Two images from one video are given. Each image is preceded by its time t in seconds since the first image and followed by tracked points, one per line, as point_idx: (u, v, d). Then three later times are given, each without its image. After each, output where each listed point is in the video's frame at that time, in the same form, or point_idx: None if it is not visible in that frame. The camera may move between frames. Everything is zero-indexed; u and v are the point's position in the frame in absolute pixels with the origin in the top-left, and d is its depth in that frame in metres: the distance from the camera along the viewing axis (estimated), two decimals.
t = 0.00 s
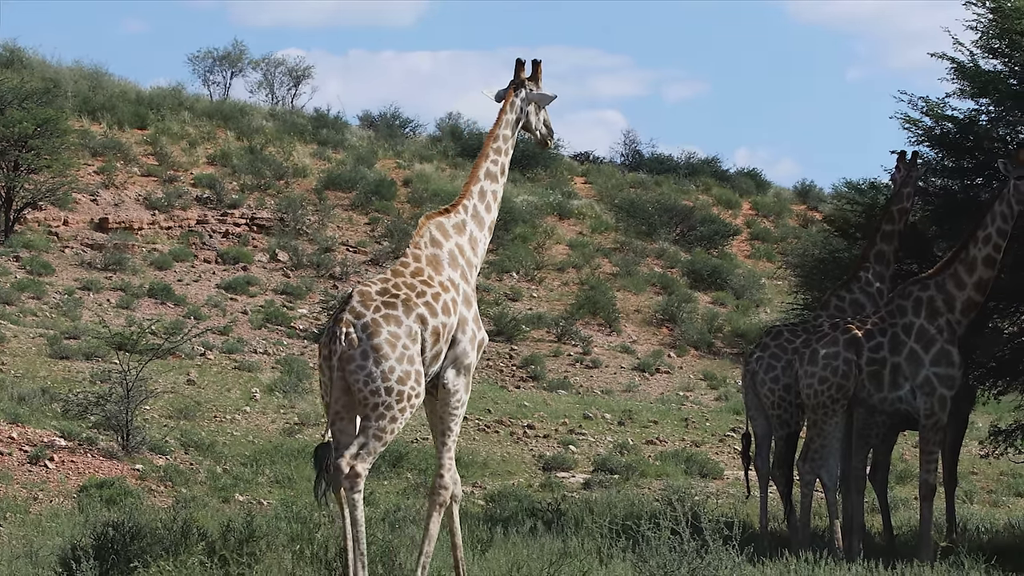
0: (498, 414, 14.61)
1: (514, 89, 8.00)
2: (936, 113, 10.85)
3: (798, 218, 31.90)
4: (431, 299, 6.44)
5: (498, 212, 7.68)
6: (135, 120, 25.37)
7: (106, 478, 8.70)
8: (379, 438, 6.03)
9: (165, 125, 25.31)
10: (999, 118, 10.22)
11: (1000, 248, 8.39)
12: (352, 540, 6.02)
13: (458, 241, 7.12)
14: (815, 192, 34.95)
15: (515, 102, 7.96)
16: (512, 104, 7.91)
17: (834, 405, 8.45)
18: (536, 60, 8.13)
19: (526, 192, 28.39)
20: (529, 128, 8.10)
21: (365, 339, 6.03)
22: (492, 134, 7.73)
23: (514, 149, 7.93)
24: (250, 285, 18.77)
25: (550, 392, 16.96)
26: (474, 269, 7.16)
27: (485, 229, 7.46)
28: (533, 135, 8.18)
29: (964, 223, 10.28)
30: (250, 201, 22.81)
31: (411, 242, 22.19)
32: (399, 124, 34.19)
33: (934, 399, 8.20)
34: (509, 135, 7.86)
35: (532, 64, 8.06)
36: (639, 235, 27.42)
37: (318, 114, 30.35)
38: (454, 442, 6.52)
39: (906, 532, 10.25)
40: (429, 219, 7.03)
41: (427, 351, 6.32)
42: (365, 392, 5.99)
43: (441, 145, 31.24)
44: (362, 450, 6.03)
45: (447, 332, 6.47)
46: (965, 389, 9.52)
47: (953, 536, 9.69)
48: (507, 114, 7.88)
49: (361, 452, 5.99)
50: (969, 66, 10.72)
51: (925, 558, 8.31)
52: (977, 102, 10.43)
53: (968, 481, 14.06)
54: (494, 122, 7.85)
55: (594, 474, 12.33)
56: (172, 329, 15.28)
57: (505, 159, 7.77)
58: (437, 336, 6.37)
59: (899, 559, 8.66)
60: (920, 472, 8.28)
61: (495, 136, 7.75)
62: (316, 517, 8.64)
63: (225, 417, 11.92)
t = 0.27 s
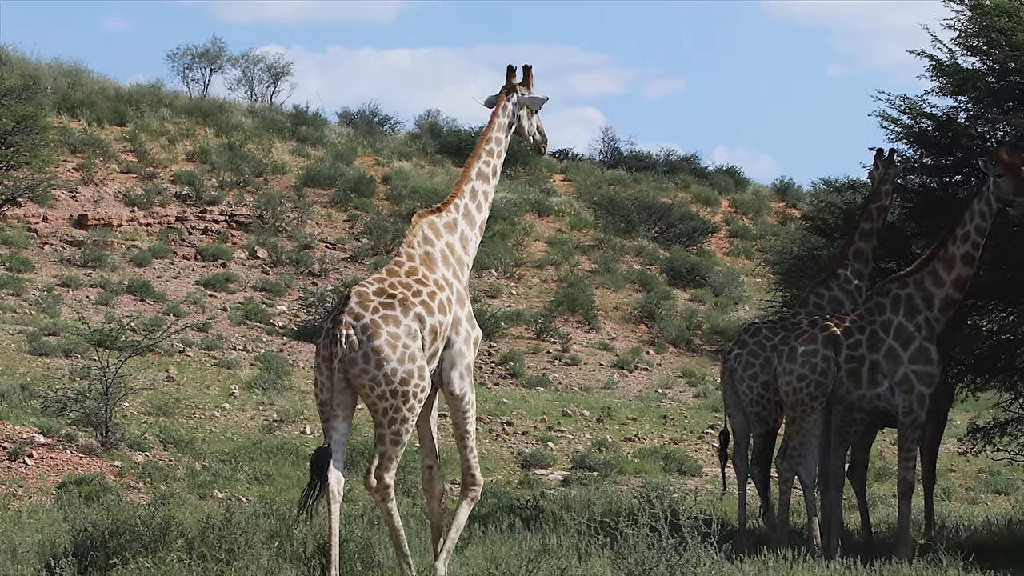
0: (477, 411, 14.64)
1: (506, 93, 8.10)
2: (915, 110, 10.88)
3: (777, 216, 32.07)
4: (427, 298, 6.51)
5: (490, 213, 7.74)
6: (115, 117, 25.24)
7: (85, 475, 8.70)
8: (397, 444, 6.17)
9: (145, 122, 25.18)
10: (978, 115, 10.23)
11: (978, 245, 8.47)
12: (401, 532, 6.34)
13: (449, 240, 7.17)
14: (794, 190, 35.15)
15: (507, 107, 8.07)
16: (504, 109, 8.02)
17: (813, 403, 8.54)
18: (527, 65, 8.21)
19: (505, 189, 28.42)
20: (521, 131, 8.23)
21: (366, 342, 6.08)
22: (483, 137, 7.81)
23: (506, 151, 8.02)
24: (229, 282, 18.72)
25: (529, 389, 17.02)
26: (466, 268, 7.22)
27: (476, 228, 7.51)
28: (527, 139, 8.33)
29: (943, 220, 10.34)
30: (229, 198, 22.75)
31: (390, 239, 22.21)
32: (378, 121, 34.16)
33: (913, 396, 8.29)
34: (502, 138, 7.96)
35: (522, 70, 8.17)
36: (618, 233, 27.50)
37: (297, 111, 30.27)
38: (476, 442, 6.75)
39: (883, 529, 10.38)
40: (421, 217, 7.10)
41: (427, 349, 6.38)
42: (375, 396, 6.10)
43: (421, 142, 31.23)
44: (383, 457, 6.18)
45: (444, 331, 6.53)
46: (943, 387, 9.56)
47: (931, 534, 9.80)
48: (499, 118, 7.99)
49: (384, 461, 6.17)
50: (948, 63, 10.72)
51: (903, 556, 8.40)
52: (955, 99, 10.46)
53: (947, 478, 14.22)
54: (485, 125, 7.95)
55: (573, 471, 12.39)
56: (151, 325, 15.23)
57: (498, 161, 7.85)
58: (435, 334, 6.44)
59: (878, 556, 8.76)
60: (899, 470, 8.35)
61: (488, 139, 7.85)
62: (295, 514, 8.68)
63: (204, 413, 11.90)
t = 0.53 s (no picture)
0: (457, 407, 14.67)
1: (505, 97, 8.23)
2: (894, 107, 10.86)
3: (756, 213, 32.22)
4: (424, 297, 6.59)
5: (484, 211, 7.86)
6: (94, 114, 25.11)
7: (65, 472, 8.71)
8: (399, 447, 6.23)
9: (124, 119, 25.06)
10: (957, 113, 10.22)
11: (957, 244, 8.58)
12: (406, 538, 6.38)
13: (443, 238, 7.26)
14: (773, 187, 35.33)
15: (508, 110, 8.21)
16: (505, 112, 8.16)
17: (790, 400, 8.62)
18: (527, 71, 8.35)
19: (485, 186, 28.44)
20: (520, 137, 8.37)
21: (368, 344, 6.16)
22: (481, 138, 7.93)
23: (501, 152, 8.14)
24: (209, 279, 18.68)
25: (509, 386, 17.07)
26: (459, 266, 7.31)
27: (469, 227, 7.61)
28: (524, 146, 8.45)
29: (921, 218, 10.41)
30: (209, 195, 22.67)
31: (369, 236, 22.22)
32: (357, 118, 34.11)
33: (891, 394, 8.37)
34: (501, 140, 8.11)
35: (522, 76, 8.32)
36: (598, 230, 27.58)
37: (277, 109, 30.19)
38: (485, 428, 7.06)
39: (863, 527, 10.49)
40: (414, 216, 7.17)
41: (426, 348, 6.46)
42: (376, 400, 6.16)
43: (400, 140, 31.21)
44: (388, 462, 6.23)
45: (442, 330, 6.63)
46: (921, 385, 9.64)
47: (910, 531, 9.91)
48: (499, 121, 8.12)
49: (391, 466, 6.23)
50: (926, 60, 10.66)
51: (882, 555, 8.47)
52: (935, 97, 10.44)
53: (926, 476, 14.37)
54: (483, 126, 8.06)
55: (552, 468, 12.45)
56: (130, 323, 15.18)
57: (494, 161, 7.96)
58: (434, 333, 6.52)
59: (856, 553, 8.88)
60: (879, 467, 8.40)
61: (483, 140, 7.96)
62: (274, 512, 8.71)
63: (183, 411, 11.89)
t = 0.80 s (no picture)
0: (438, 404, 14.69)
1: (504, 97, 8.29)
2: (875, 104, 10.86)
3: (736, 211, 32.38)
4: (425, 293, 6.65)
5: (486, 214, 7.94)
6: (75, 112, 24.99)
7: (46, 469, 8.72)
8: (393, 441, 6.28)
9: (105, 116, 24.94)
10: (936, 111, 10.27)
11: (936, 241, 8.62)
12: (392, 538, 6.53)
13: (442, 240, 7.35)
14: (753, 185, 35.51)
15: (507, 110, 8.28)
16: (504, 112, 8.24)
17: (770, 398, 8.71)
18: (524, 69, 8.42)
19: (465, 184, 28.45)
20: (521, 135, 8.40)
21: (371, 335, 6.22)
22: (481, 140, 8.02)
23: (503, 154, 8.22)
24: (189, 277, 18.63)
25: (490, 383, 17.12)
26: (460, 268, 7.40)
27: (469, 230, 7.70)
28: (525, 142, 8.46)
29: (902, 216, 10.54)
30: (189, 192, 22.60)
31: (349, 234, 22.23)
32: (338, 116, 34.07)
33: (871, 392, 8.45)
34: (501, 141, 8.18)
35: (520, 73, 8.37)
36: (578, 228, 27.65)
37: (257, 106, 30.11)
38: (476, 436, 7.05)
39: (841, 524, 10.61)
40: (413, 218, 7.28)
41: (428, 344, 6.51)
42: (376, 392, 6.19)
43: (381, 138, 31.20)
44: (382, 456, 6.27)
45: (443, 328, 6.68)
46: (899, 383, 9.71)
47: (889, 529, 10.02)
48: (498, 121, 8.21)
49: (383, 461, 6.27)
50: (907, 58, 10.66)
51: (860, 553, 8.56)
52: (915, 95, 10.46)
53: (906, 473, 14.51)
54: (483, 128, 8.15)
55: (532, 466, 12.51)
56: (111, 320, 15.13)
57: (495, 164, 8.05)
58: (435, 329, 6.57)
59: (836, 551, 8.98)
60: (858, 465, 8.48)
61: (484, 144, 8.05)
62: (253, 509, 8.74)
63: (164, 408, 11.87)
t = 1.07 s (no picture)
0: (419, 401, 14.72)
1: (505, 92, 8.37)
2: (855, 104, 10.93)
3: (717, 209, 32.51)
4: (430, 290, 6.73)
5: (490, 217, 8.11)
6: (56, 109, 24.87)
7: (27, 466, 8.72)
8: (389, 433, 6.29)
9: (86, 114, 24.83)
10: (917, 110, 10.32)
11: (917, 239, 8.66)
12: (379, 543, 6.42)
13: (445, 242, 7.51)
14: (734, 183, 35.66)
15: (508, 106, 8.37)
16: (505, 108, 8.33)
17: (750, 396, 8.79)
18: (522, 64, 8.50)
19: (446, 181, 28.46)
20: (521, 130, 8.50)
21: (378, 327, 6.26)
22: (485, 141, 8.17)
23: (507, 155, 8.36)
24: (170, 274, 18.59)
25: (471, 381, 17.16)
26: (461, 270, 7.54)
27: (472, 233, 7.85)
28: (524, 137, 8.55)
29: (881, 214, 10.58)
30: (171, 190, 22.52)
31: (330, 232, 22.21)
32: (319, 114, 34.01)
33: (851, 389, 8.48)
34: (506, 140, 8.30)
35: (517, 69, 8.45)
36: (559, 225, 27.72)
37: (239, 104, 30.02)
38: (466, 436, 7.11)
39: (822, 522, 10.71)
40: (416, 220, 7.44)
41: (431, 340, 6.57)
42: (377, 384, 6.23)
43: (362, 135, 31.17)
44: (377, 448, 6.26)
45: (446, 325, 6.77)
46: (880, 381, 9.84)
47: (870, 527, 10.12)
48: (501, 119, 8.32)
49: (377, 453, 6.24)
50: (888, 57, 10.74)
51: (841, 549, 8.65)
52: (895, 94, 10.52)
53: (887, 471, 14.64)
54: (487, 127, 8.28)
55: (513, 463, 12.56)
56: (92, 318, 15.09)
57: (500, 164, 8.21)
58: (439, 325, 6.64)
59: (816, 548, 9.05)
60: (838, 463, 8.52)
61: (488, 147, 8.22)
62: (234, 506, 8.75)
63: (145, 405, 11.85)
